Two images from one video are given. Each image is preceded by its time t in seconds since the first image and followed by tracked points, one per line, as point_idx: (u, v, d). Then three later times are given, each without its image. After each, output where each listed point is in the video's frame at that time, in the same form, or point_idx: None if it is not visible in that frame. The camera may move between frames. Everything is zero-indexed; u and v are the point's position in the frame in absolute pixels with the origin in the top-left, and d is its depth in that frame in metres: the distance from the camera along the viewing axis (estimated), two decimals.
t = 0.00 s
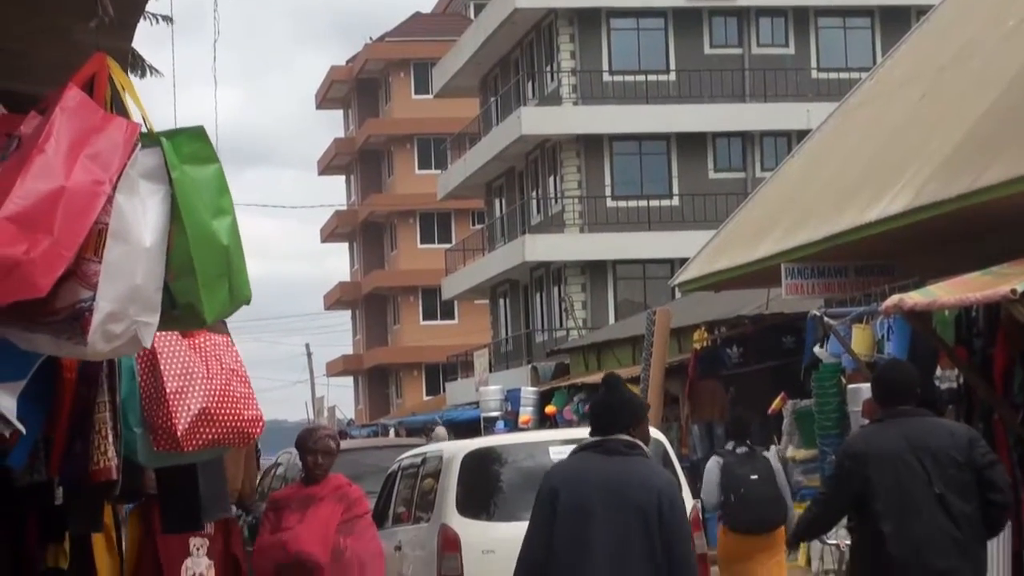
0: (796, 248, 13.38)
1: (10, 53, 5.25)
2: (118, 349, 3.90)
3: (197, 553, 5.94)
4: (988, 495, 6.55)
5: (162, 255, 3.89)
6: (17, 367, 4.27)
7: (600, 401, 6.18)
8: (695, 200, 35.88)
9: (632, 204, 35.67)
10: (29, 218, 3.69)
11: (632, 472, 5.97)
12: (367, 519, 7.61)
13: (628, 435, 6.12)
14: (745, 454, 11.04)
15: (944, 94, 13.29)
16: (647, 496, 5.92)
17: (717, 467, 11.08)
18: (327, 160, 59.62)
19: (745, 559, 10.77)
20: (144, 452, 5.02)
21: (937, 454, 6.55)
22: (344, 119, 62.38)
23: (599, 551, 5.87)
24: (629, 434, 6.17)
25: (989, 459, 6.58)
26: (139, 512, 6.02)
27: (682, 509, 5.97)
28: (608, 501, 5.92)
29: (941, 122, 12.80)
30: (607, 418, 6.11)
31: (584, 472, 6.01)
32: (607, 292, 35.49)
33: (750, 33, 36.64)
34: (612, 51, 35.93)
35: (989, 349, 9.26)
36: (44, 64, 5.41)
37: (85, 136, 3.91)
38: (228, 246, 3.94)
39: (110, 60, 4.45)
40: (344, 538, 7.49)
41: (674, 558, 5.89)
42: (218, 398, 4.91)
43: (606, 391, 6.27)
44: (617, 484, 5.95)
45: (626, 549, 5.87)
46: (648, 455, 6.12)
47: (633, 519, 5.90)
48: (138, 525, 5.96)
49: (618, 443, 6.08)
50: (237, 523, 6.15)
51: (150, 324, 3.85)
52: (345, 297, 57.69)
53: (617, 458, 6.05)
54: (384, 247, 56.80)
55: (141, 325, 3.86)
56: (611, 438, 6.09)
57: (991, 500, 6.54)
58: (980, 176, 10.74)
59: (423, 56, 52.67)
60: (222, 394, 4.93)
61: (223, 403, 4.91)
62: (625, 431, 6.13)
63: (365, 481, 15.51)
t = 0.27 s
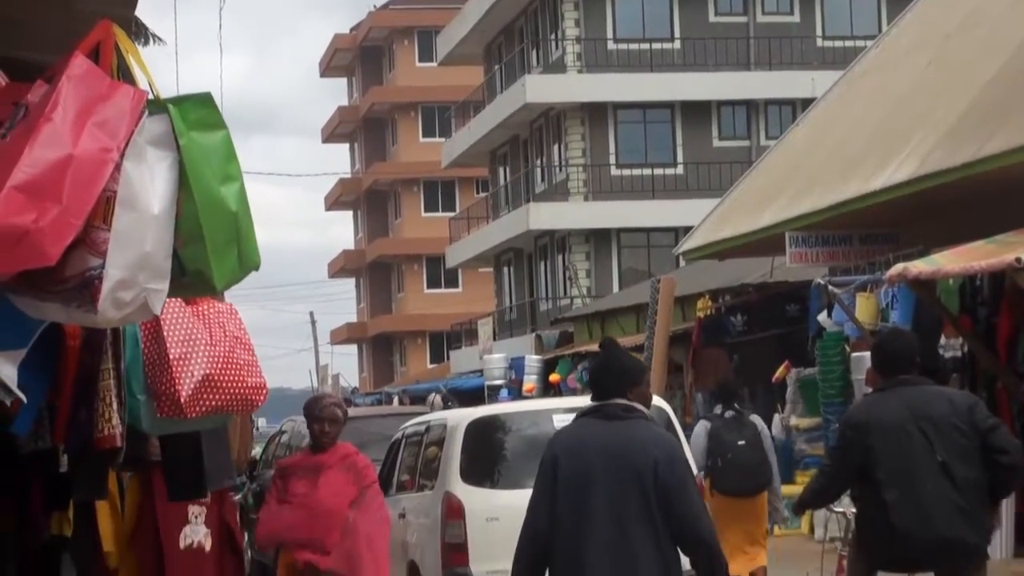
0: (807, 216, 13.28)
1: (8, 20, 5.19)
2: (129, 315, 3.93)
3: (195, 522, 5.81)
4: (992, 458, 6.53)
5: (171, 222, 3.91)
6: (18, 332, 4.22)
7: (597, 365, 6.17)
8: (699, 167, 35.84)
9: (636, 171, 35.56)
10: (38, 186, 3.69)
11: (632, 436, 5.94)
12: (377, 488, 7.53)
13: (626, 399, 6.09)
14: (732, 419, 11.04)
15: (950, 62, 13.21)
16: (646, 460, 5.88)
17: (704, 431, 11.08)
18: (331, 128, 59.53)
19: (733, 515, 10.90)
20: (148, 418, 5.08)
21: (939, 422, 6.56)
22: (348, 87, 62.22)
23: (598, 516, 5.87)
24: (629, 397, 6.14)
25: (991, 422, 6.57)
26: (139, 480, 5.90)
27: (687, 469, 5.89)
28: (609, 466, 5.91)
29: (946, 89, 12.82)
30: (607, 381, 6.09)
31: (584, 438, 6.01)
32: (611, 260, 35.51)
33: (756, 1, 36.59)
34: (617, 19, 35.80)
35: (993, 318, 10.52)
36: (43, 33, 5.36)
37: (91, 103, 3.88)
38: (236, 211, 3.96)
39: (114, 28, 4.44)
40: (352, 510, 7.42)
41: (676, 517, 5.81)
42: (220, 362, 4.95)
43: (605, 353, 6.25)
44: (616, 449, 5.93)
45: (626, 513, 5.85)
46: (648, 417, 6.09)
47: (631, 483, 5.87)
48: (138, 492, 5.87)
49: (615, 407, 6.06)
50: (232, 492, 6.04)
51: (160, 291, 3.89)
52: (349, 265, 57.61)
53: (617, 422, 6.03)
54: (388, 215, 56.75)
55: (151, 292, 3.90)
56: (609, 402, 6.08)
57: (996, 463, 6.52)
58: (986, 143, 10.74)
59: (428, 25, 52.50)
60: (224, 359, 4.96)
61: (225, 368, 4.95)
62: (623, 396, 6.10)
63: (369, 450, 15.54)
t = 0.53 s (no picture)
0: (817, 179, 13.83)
1: None
2: (120, 284, 3.75)
3: (195, 490, 5.67)
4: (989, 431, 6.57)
5: (165, 191, 3.73)
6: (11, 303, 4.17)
7: (592, 334, 6.17)
8: (702, 136, 35.80)
9: (639, 140, 35.46)
10: (28, 148, 3.56)
11: (622, 406, 5.92)
12: (387, 458, 7.60)
13: (617, 365, 6.09)
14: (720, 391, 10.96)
15: (960, 38, 13.77)
16: (635, 428, 5.86)
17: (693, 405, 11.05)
18: (333, 96, 59.47)
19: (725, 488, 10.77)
20: (153, 386, 5.03)
21: (944, 386, 6.55)
22: (350, 54, 62.12)
23: (591, 487, 5.88)
24: (624, 364, 6.14)
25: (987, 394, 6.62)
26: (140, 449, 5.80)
27: (675, 436, 5.86)
28: (601, 437, 5.90)
29: (950, 65, 13.49)
30: (596, 350, 6.12)
31: (580, 409, 6.01)
32: (614, 229, 35.49)
33: None
34: None
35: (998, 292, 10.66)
36: None
37: (88, 69, 3.73)
38: (232, 181, 3.76)
39: None
40: (367, 483, 7.45)
41: (667, 488, 5.77)
42: (226, 330, 4.96)
43: (599, 322, 6.25)
44: (607, 417, 5.93)
45: (618, 482, 5.84)
46: (643, 385, 6.06)
47: (621, 451, 5.86)
48: (140, 459, 5.75)
49: (606, 375, 6.05)
50: (231, 459, 5.87)
51: (152, 259, 3.71)
52: (352, 232, 57.62)
53: (609, 391, 6.01)
54: (390, 183, 56.73)
55: (143, 260, 3.72)
56: (602, 369, 6.07)
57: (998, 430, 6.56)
58: (989, 115, 11.58)
59: None
60: (228, 327, 4.96)
61: (230, 335, 4.95)
62: (617, 363, 6.11)
63: (372, 419, 15.56)
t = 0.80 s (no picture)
0: (818, 154, 13.87)
1: None
2: (101, 256, 3.89)
3: (200, 462, 5.73)
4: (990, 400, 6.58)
5: (150, 162, 3.87)
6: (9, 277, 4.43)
7: (586, 307, 6.17)
8: (703, 109, 35.72)
9: (640, 113, 35.40)
10: (10, 114, 3.68)
11: (609, 378, 5.98)
12: (399, 429, 7.58)
13: (610, 338, 6.11)
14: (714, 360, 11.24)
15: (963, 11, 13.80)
16: (620, 401, 5.92)
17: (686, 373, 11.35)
18: (333, 69, 59.33)
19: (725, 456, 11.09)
20: (158, 359, 5.12)
21: (945, 357, 6.54)
22: (351, 27, 61.95)
23: (581, 461, 5.94)
24: (616, 338, 6.14)
25: (989, 363, 6.64)
26: (148, 419, 5.85)
27: (660, 409, 5.90)
28: (590, 411, 5.97)
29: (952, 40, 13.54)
30: (594, 320, 6.11)
31: (571, 382, 6.07)
32: (615, 202, 35.45)
33: None
34: None
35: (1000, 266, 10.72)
36: None
37: (77, 35, 3.88)
38: (218, 156, 3.93)
39: None
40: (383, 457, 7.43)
41: (649, 461, 5.83)
42: (230, 304, 4.95)
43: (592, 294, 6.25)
44: (595, 391, 5.99)
45: (605, 454, 5.92)
46: (635, 358, 6.09)
47: (608, 423, 5.94)
48: (148, 429, 5.80)
49: (598, 347, 6.09)
50: (233, 432, 5.92)
51: (135, 231, 3.85)
52: (352, 206, 57.54)
53: (601, 363, 6.06)
54: (391, 156, 56.63)
55: (126, 232, 3.86)
56: (594, 342, 6.11)
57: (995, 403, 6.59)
58: (989, 89, 11.57)
59: None
60: (233, 299, 4.96)
61: (234, 308, 4.94)
62: (609, 335, 6.13)
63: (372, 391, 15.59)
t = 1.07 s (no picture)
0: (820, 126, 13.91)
1: None
2: (87, 226, 4.07)
3: (209, 435, 6.04)
4: (990, 366, 6.56)
5: (141, 133, 4.11)
6: (20, 250, 4.39)
7: (577, 281, 6.34)
8: (703, 83, 35.63)
9: (640, 87, 35.39)
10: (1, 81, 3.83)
11: (596, 347, 6.10)
12: (407, 405, 7.45)
13: (598, 312, 6.26)
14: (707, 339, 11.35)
15: None
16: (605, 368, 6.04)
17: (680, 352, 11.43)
18: (334, 42, 59.09)
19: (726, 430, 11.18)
20: (161, 334, 5.27)
21: (945, 327, 6.51)
22: None
23: (571, 429, 6.05)
24: (605, 312, 6.28)
25: (988, 329, 6.62)
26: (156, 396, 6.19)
27: (645, 375, 5.99)
28: (577, 379, 6.09)
29: (953, 14, 13.56)
30: (582, 297, 6.29)
31: (561, 354, 6.20)
32: (615, 176, 35.42)
33: None
34: None
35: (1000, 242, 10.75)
36: None
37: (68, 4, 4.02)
38: (208, 129, 4.19)
39: None
40: (390, 432, 7.33)
41: (634, 425, 5.93)
42: (232, 279, 4.95)
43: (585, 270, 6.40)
44: (581, 361, 6.12)
45: (591, 418, 6.03)
46: (624, 330, 6.21)
47: (595, 390, 6.05)
48: (154, 406, 6.13)
49: (586, 320, 6.22)
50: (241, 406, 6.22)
51: (123, 202, 4.05)
52: (352, 180, 57.43)
53: (590, 334, 6.18)
54: (391, 129, 56.47)
55: (113, 203, 4.05)
56: (588, 314, 6.26)
57: (995, 372, 6.56)
58: (990, 62, 11.58)
59: None
60: (234, 275, 4.96)
61: (235, 283, 4.94)
62: (600, 309, 6.27)
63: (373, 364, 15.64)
